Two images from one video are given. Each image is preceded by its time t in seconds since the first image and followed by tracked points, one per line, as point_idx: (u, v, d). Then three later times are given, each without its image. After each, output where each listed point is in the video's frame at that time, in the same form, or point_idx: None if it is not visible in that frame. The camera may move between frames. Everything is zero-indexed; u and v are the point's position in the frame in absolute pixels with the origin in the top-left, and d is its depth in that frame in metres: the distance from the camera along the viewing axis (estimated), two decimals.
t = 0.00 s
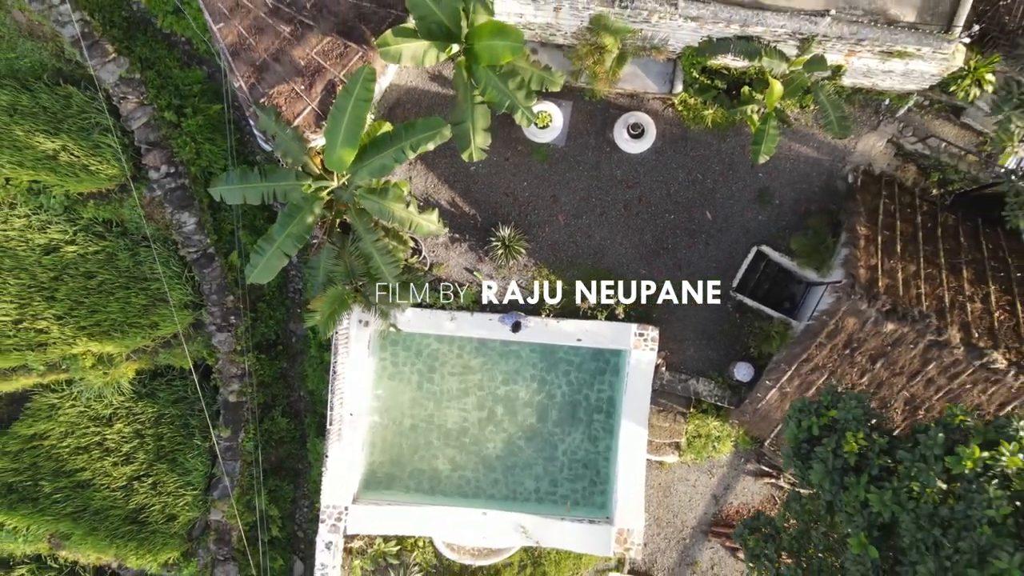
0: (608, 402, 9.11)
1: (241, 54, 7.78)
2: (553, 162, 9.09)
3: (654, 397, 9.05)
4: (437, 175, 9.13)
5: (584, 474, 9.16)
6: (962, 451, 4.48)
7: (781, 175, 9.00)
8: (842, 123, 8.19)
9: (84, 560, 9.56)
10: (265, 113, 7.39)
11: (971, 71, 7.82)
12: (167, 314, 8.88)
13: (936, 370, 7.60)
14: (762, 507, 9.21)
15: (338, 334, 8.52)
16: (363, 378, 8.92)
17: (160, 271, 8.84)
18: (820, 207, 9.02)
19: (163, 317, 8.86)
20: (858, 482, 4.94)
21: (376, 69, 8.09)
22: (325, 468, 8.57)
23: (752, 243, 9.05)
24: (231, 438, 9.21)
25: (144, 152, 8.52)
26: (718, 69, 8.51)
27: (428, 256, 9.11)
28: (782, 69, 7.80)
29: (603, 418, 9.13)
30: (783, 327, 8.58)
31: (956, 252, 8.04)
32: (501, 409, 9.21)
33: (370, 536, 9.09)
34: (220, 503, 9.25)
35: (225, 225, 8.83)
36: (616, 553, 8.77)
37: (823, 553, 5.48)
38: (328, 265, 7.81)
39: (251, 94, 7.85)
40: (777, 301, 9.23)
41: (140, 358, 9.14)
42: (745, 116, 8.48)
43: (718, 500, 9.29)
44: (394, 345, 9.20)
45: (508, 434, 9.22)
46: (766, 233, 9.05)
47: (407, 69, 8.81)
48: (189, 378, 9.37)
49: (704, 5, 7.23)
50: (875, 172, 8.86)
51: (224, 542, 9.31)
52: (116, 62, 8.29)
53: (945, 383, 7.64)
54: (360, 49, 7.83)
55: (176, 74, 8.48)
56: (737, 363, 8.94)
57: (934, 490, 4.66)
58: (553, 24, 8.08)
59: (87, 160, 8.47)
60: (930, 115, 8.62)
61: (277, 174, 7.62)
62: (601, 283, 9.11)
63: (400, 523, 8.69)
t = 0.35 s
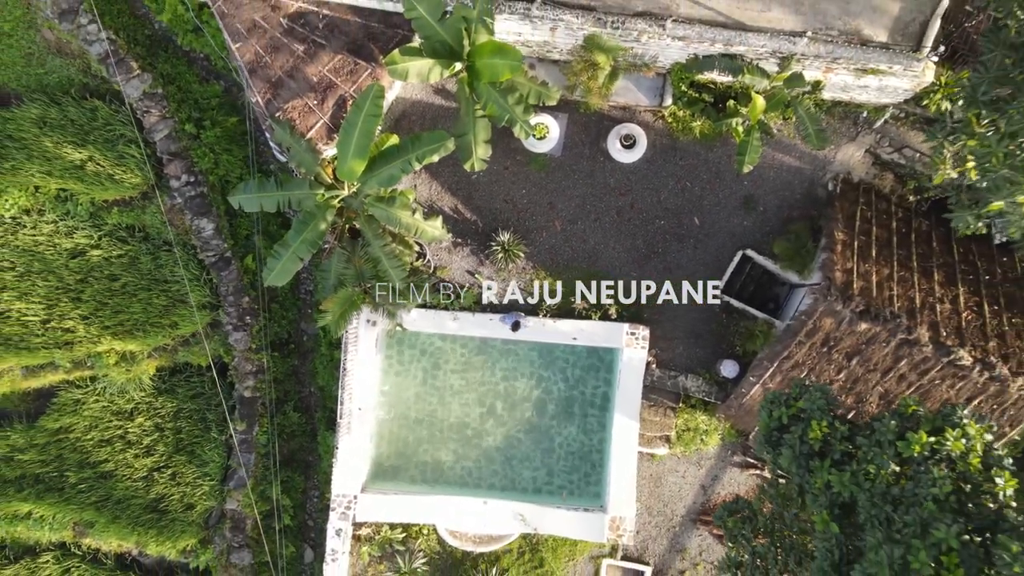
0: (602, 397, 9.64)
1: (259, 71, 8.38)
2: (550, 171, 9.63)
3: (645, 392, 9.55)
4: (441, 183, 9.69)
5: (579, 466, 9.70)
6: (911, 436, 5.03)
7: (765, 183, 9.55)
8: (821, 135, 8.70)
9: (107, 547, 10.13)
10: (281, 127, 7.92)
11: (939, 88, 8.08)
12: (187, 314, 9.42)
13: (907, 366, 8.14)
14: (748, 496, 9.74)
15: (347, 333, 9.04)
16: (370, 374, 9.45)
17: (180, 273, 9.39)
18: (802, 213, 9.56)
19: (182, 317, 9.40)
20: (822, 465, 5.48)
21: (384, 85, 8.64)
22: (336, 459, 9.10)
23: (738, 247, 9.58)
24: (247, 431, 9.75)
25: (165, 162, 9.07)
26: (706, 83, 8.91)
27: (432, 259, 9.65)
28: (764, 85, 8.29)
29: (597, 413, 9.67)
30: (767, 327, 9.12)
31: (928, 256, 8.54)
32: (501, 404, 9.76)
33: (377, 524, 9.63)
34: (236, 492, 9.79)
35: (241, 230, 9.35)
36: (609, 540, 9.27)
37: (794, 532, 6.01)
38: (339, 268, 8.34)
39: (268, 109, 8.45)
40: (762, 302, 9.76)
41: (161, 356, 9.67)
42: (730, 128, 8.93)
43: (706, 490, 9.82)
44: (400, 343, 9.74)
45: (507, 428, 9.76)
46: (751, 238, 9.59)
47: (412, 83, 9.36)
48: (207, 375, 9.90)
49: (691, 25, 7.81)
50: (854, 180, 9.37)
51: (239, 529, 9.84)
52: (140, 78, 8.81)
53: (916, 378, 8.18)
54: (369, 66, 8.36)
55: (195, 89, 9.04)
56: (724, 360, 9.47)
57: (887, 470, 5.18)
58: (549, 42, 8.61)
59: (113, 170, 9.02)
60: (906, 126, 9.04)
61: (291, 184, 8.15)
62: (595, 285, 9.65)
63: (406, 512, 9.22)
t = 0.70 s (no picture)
0: (597, 393, 10.15)
1: (273, 85, 8.91)
2: (547, 178, 10.14)
3: (638, 388, 10.00)
4: (443, 190, 10.22)
5: (575, 458, 10.20)
6: (872, 424, 5.53)
7: (751, 190, 10.05)
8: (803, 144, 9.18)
9: (126, 535, 10.65)
10: (294, 138, 8.43)
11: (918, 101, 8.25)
12: (202, 314, 9.92)
13: (883, 362, 8.63)
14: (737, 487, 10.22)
15: (355, 332, 9.52)
16: (377, 371, 9.96)
17: (196, 275, 9.91)
18: (786, 218, 10.06)
19: (198, 317, 9.91)
20: (794, 451, 5.98)
21: (390, 98, 9.15)
22: (344, 451, 9.58)
23: (726, 250, 10.08)
24: (259, 425, 10.26)
25: (183, 170, 9.63)
26: (696, 95, 9.42)
27: (435, 262, 10.16)
28: (749, 97, 8.77)
29: (592, 407, 10.17)
30: (753, 326, 9.60)
31: (904, 259, 8.97)
32: (501, 400, 10.27)
33: (383, 513, 10.14)
34: (248, 483, 10.29)
35: (254, 234, 9.84)
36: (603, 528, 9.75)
37: (771, 515, 6.50)
38: (348, 270, 8.82)
39: (280, 120, 8.99)
40: (748, 302, 10.27)
41: (178, 353, 10.18)
42: (718, 138, 9.37)
43: (695, 481, 10.33)
44: (405, 341, 10.25)
45: (507, 422, 10.27)
46: (738, 242, 10.10)
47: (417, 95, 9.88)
48: (221, 371, 10.40)
49: (679, 42, 8.32)
50: (836, 186, 9.84)
51: (252, 518, 10.37)
52: (159, 90, 9.36)
53: (891, 374, 8.68)
54: (377, 80, 8.87)
55: (212, 101, 9.55)
56: (712, 357, 9.95)
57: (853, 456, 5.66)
58: (546, 56, 9.10)
59: (133, 177, 9.53)
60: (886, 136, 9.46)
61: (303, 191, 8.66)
62: (590, 286, 10.17)
63: (411, 501, 9.69)
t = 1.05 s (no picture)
0: (591, 387, 10.70)
1: (285, 97, 9.47)
2: (544, 184, 10.69)
3: (630, 382, 10.55)
4: (446, 195, 10.78)
5: (571, 450, 10.75)
6: (837, 411, 6.09)
7: (738, 195, 10.60)
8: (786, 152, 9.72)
9: (145, 523, 11.21)
10: (306, 147, 8.96)
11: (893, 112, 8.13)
12: (218, 313, 10.47)
13: (860, 358, 9.16)
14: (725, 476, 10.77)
15: (362, 330, 10.06)
16: (383, 366, 10.51)
17: (212, 276, 10.45)
18: (771, 222, 10.60)
19: (214, 315, 10.46)
20: (768, 437, 6.54)
21: (396, 109, 9.72)
22: (352, 443, 10.09)
23: (713, 252, 10.63)
24: (271, 418, 10.83)
25: (200, 176, 10.17)
26: (685, 106, 9.89)
27: (438, 263, 10.70)
28: (734, 108, 9.24)
29: (587, 401, 10.73)
30: (739, 324, 10.14)
31: (881, 260, 9.48)
32: (500, 394, 10.82)
33: (388, 501, 10.68)
34: (261, 473, 10.88)
35: (266, 237, 10.39)
36: (597, 515, 10.28)
37: (749, 497, 7.05)
38: (356, 271, 9.37)
39: (293, 130, 9.58)
40: (736, 301, 10.81)
41: (194, 350, 10.74)
42: (707, 146, 9.82)
43: (685, 472, 10.89)
44: (409, 339, 10.81)
45: (506, 415, 10.83)
46: (725, 244, 10.66)
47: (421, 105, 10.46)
48: (234, 367, 10.94)
49: (667, 58, 8.86)
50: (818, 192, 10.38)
51: (263, 508, 11.00)
52: (178, 102, 9.94)
53: (868, 369, 9.20)
54: (383, 92, 9.43)
55: (227, 111, 10.11)
56: (700, 353, 10.51)
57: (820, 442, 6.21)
58: (543, 70, 9.65)
59: (153, 183, 10.08)
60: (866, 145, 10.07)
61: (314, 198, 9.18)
62: (584, 287, 10.72)
63: (415, 490, 10.21)
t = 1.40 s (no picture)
0: (589, 384, 11.21)
1: (299, 108, 9.99)
2: (544, 189, 11.20)
3: (626, 379, 11.05)
4: (450, 200, 11.27)
5: (569, 443, 11.27)
6: (815, 403, 6.59)
7: (729, 201, 11.11)
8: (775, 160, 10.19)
9: (162, 513, 11.73)
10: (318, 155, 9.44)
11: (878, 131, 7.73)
12: (234, 313, 10.99)
13: (844, 356, 9.64)
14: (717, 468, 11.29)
15: (371, 329, 10.56)
16: (391, 364, 11.02)
17: (228, 277, 10.96)
18: (760, 226, 11.10)
19: (230, 315, 10.97)
20: (752, 428, 7.05)
21: (404, 119, 10.24)
22: (361, 436, 10.58)
23: (706, 255, 11.14)
24: (284, 413, 11.34)
25: (217, 183, 10.70)
26: (679, 115, 10.45)
27: (443, 265, 11.20)
28: (724, 119, 9.74)
29: (585, 397, 11.24)
30: (730, 323, 10.64)
31: (865, 262, 9.96)
32: (502, 390, 11.33)
33: (395, 493, 11.18)
34: (274, 466, 11.41)
35: (280, 240, 10.90)
36: (595, 506, 10.77)
37: (736, 485, 7.55)
38: (366, 273, 9.86)
39: (306, 139, 10.10)
40: (727, 301, 11.31)
41: (210, 348, 11.24)
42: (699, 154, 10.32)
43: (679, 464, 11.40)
44: (415, 337, 11.32)
45: (508, 410, 11.34)
46: (717, 247, 11.17)
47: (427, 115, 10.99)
48: (248, 365, 11.44)
49: (661, 71, 9.33)
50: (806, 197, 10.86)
51: (276, 498, 11.51)
52: (197, 112, 10.47)
53: (852, 366, 9.68)
54: (392, 103, 9.97)
55: (243, 120, 10.62)
56: (693, 351, 11.01)
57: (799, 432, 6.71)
58: (543, 81, 10.15)
59: (172, 189, 10.58)
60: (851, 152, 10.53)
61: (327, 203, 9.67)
62: (583, 287, 11.23)
63: (421, 482, 10.71)
